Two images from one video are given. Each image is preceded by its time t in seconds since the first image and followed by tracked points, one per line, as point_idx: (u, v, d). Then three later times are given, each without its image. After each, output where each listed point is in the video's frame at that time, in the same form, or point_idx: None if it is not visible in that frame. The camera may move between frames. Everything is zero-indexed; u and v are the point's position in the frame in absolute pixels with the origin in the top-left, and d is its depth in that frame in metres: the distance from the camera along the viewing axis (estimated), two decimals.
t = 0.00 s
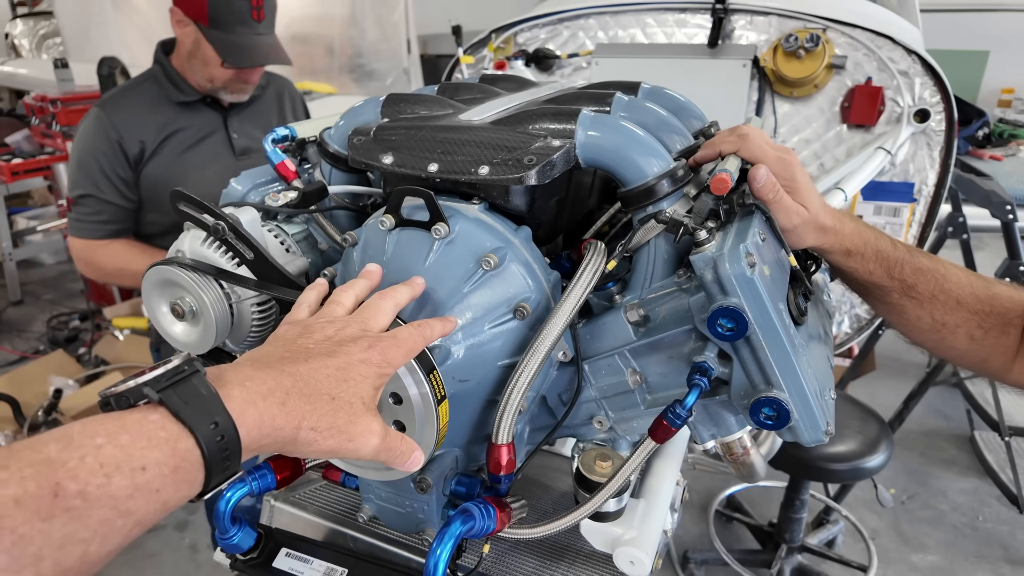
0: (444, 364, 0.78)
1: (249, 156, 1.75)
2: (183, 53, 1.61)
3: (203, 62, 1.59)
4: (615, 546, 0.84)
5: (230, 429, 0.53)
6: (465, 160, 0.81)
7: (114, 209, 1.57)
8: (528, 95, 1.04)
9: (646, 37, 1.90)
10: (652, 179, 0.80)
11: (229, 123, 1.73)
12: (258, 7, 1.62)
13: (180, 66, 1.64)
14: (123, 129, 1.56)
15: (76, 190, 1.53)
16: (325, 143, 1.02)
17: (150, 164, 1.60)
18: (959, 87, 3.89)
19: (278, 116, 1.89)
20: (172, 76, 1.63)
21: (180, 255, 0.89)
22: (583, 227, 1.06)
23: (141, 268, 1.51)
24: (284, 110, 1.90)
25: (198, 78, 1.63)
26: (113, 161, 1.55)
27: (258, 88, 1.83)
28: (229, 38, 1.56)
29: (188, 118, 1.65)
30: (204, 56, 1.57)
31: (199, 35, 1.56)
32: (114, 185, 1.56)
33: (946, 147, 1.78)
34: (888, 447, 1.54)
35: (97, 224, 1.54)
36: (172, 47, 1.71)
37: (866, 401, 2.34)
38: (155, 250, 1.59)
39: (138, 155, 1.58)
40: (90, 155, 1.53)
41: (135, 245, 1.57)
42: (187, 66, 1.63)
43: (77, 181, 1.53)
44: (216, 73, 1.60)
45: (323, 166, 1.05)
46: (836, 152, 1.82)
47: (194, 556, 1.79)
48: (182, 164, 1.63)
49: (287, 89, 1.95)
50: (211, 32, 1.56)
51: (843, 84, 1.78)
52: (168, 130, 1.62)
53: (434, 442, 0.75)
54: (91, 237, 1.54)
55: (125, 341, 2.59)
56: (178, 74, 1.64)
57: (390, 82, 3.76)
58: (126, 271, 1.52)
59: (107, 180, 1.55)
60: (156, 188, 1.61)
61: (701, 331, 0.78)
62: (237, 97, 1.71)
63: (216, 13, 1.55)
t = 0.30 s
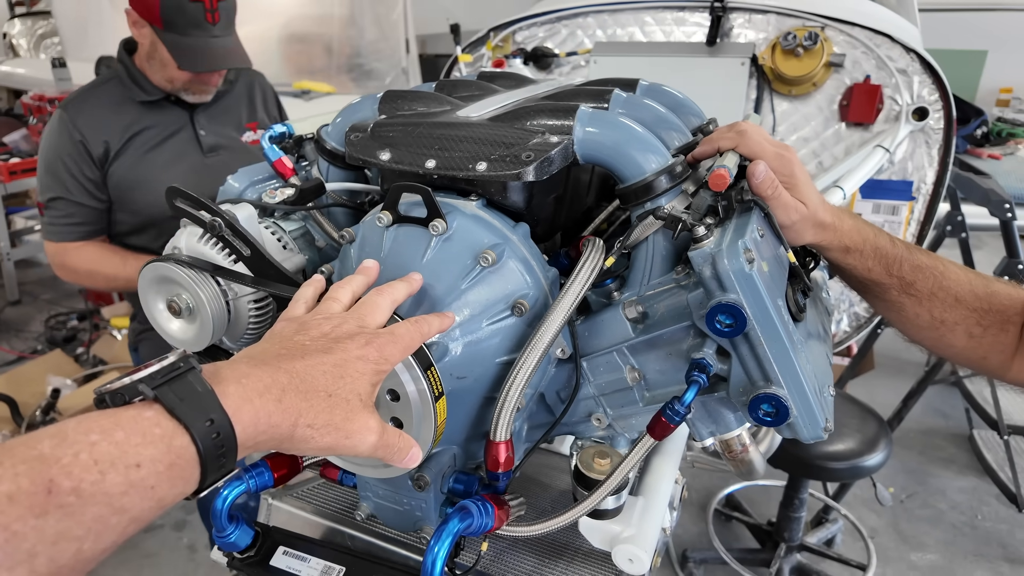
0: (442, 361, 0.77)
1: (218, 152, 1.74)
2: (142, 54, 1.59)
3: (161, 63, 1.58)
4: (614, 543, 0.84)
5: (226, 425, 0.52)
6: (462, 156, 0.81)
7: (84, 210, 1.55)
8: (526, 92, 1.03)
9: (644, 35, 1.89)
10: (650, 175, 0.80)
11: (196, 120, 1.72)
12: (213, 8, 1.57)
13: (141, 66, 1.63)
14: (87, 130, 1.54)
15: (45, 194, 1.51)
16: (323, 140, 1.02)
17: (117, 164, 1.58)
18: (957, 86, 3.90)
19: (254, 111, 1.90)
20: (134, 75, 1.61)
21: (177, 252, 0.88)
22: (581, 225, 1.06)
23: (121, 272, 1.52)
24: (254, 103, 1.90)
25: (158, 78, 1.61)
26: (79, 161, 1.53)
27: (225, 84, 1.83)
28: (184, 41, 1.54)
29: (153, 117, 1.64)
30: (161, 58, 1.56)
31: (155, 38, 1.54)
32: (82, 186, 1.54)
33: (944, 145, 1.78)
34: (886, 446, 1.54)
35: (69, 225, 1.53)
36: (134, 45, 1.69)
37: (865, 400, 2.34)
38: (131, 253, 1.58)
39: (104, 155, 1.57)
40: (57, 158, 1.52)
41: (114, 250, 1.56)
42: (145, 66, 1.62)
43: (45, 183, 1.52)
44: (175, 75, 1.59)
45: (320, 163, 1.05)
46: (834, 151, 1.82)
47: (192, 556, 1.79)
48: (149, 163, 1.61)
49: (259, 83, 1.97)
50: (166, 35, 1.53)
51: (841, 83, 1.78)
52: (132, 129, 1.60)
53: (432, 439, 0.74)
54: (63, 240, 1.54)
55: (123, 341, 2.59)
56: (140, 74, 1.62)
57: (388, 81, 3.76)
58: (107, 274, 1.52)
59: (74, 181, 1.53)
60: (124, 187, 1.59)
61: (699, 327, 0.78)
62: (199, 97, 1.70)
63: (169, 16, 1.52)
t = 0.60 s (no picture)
0: (441, 361, 0.78)
1: (219, 149, 1.73)
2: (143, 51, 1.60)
3: (162, 61, 1.58)
4: (613, 543, 0.84)
5: (226, 426, 0.53)
6: (462, 157, 0.81)
7: (87, 206, 1.56)
8: (525, 92, 1.03)
9: (643, 36, 1.89)
10: (649, 176, 0.80)
11: (197, 117, 1.72)
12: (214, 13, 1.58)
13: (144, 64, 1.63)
14: (89, 126, 1.55)
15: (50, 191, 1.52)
16: (322, 140, 1.02)
17: (119, 160, 1.59)
18: (955, 86, 3.90)
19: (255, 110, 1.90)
20: (135, 72, 1.61)
21: (176, 253, 0.89)
22: (580, 225, 1.06)
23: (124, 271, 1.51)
24: (256, 101, 1.90)
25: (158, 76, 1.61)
26: (81, 158, 1.54)
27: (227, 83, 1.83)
28: (184, 43, 1.53)
29: (154, 113, 1.64)
30: (161, 57, 1.56)
31: (156, 37, 1.55)
32: (85, 182, 1.55)
33: (942, 146, 1.79)
34: (885, 446, 1.54)
35: (73, 222, 1.54)
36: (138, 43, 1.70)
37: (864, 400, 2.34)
38: (134, 250, 1.58)
39: (106, 151, 1.57)
40: (60, 154, 1.53)
41: (118, 248, 1.56)
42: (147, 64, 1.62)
43: (49, 180, 1.52)
44: (175, 74, 1.59)
45: (320, 164, 1.05)
46: (833, 151, 1.83)
47: (191, 556, 1.79)
48: (150, 159, 1.61)
49: (261, 80, 1.97)
50: (165, 36, 1.53)
51: (839, 83, 1.78)
52: (133, 126, 1.60)
53: (431, 439, 0.75)
54: (68, 236, 1.54)
55: (122, 341, 2.59)
56: (141, 70, 1.62)
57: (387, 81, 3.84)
58: (109, 273, 1.51)
59: (77, 177, 1.54)
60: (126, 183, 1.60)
61: (697, 327, 0.78)
62: (198, 97, 1.70)
63: (169, 18, 1.52)
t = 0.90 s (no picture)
0: (439, 361, 0.77)
1: (220, 150, 1.72)
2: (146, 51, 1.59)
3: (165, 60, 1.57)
4: (611, 543, 0.84)
5: (221, 427, 0.52)
6: (459, 157, 0.81)
7: (90, 205, 1.55)
8: (522, 92, 1.03)
9: (642, 35, 1.89)
10: (647, 175, 0.80)
11: (199, 117, 1.71)
12: (218, 12, 1.58)
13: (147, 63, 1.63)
14: (92, 125, 1.55)
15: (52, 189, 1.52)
16: (320, 140, 1.01)
17: (122, 159, 1.59)
18: (954, 86, 3.90)
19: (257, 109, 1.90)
20: (138, 72, 1.61)
21: (173, 253, 0.88)
22: (578, 225, 1.06)
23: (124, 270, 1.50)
24: (258, 101, 1.90)
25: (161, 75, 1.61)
26: (84, 156, 1.54)
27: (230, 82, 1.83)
28: (188, 43, 1.53)
29: (156, 113, 1.64)
30: (165, 56, 1.56)
31: (160, 36, 1.54)
32: (88, 181, 1.55)
33: (940, 145, 1.79)
34: (884, 445, 1.54)
35: (75, 221, 1.53)
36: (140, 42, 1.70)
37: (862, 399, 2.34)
38: (135, 250, 1.58)
39: (109, 150, 1.57)
40: (63, 153, 1.52)
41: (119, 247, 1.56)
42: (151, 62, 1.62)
43: (52, 179, 1.52)
44: (178, 73, 1.58)
45: (317, 163, 1.05)
46: (831, 151, 1.83)
47: (189, 557, 1.79)
48: (153, 159, 1.61)
49: (264, 80, 1.97)
50: (170, 35, 1.53)
51: (838, 83, 1.78)
52: (135, 125, 1.60)
53: (429, 439, 0.75)
54: (70, 235, 1.54)
55: (120, 342, 2.59)
56: (144, 70, 1.62)
57: (386, 81, 3.80)
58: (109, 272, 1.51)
59: (80, 176, 1.53)
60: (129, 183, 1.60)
61: (696, 327, 0.78)
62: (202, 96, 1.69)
63: (174, 17, 1.52)
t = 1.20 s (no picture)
0: (440, 364, 0.78)
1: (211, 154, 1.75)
2: (160, 58, 1.58)
3: (187, 58, 1.60)
4: (612, 545, 0.84)
5: (224, 431, 0.53)
6: (459, 160, 0.81)
7: (84, 216, 1.53)
8: (522, 95, 1.03)
9: (641, 37, 1.89)
10: (647, 179, 0.80)
11: (187, 121, 1.72)
12: None
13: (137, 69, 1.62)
14: (82, 135, 1.52)
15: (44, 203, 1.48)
16: (320, 143, 1.01)
17: (115, 166, 1.57)
18: (952, 86, 3.91)
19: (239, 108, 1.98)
20: (124, 78, 1.60)
21: (174, 256, 0.89)
22: (577, 227, 1.06)
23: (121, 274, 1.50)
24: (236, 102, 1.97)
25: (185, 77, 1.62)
26: (77, 168, 1.51)
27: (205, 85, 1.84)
28: (225, 35, 1.62)
29: (147, 118, 1.63)
30: (195, 56, 1.59)
31: (184, 36, 1.57)
32: (81, 193, 1.52)
33: (939, 147, 1.79)
34: (883, 446, 1.54)
35: (71, 234, 1.51)
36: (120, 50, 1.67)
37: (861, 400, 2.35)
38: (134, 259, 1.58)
39: (101, 161, 1.55)
40: (53, 165, 1.48)
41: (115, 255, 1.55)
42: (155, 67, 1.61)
43: (42, 193, 1.47)
44: (207, 70, 1.63)
45: (317, 166, 1.05)
46: (830, 152, 1.83)
47: (189, 558, 1.79)
48: (148, 168, 1.61)
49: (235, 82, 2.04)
50: (207, 33, 1.59)
51: (837, 84, 1.78)
52: (129, 133, 1.59)
53: (430, 442, 0.75)
54: (65, 248, 1.52)
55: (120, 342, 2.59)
56: (131, 76, 1.61)
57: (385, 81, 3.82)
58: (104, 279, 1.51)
59: (73, 188, 1.50)
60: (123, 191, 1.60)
61: (695, 330, 0.78)
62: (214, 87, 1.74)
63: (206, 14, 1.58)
